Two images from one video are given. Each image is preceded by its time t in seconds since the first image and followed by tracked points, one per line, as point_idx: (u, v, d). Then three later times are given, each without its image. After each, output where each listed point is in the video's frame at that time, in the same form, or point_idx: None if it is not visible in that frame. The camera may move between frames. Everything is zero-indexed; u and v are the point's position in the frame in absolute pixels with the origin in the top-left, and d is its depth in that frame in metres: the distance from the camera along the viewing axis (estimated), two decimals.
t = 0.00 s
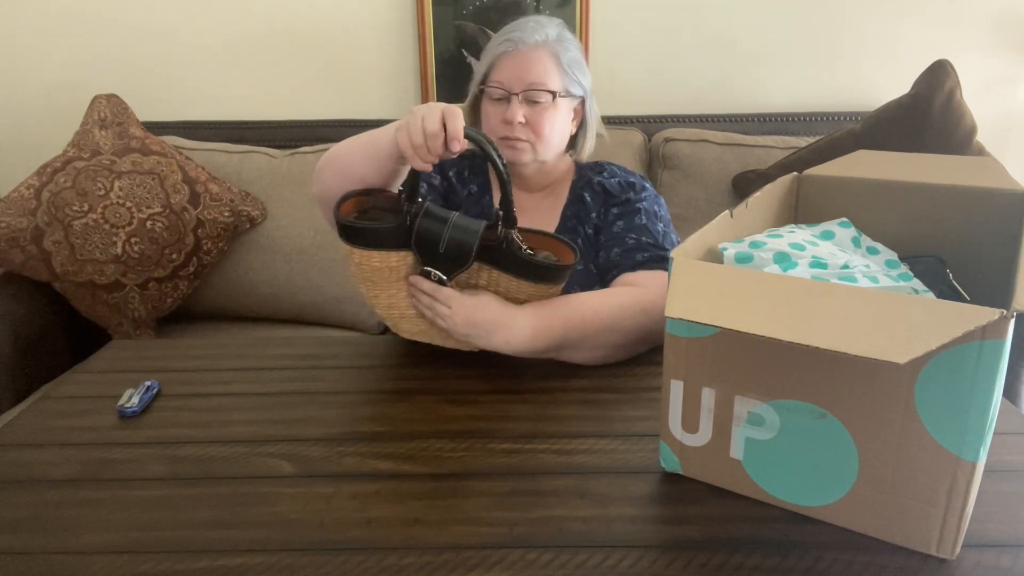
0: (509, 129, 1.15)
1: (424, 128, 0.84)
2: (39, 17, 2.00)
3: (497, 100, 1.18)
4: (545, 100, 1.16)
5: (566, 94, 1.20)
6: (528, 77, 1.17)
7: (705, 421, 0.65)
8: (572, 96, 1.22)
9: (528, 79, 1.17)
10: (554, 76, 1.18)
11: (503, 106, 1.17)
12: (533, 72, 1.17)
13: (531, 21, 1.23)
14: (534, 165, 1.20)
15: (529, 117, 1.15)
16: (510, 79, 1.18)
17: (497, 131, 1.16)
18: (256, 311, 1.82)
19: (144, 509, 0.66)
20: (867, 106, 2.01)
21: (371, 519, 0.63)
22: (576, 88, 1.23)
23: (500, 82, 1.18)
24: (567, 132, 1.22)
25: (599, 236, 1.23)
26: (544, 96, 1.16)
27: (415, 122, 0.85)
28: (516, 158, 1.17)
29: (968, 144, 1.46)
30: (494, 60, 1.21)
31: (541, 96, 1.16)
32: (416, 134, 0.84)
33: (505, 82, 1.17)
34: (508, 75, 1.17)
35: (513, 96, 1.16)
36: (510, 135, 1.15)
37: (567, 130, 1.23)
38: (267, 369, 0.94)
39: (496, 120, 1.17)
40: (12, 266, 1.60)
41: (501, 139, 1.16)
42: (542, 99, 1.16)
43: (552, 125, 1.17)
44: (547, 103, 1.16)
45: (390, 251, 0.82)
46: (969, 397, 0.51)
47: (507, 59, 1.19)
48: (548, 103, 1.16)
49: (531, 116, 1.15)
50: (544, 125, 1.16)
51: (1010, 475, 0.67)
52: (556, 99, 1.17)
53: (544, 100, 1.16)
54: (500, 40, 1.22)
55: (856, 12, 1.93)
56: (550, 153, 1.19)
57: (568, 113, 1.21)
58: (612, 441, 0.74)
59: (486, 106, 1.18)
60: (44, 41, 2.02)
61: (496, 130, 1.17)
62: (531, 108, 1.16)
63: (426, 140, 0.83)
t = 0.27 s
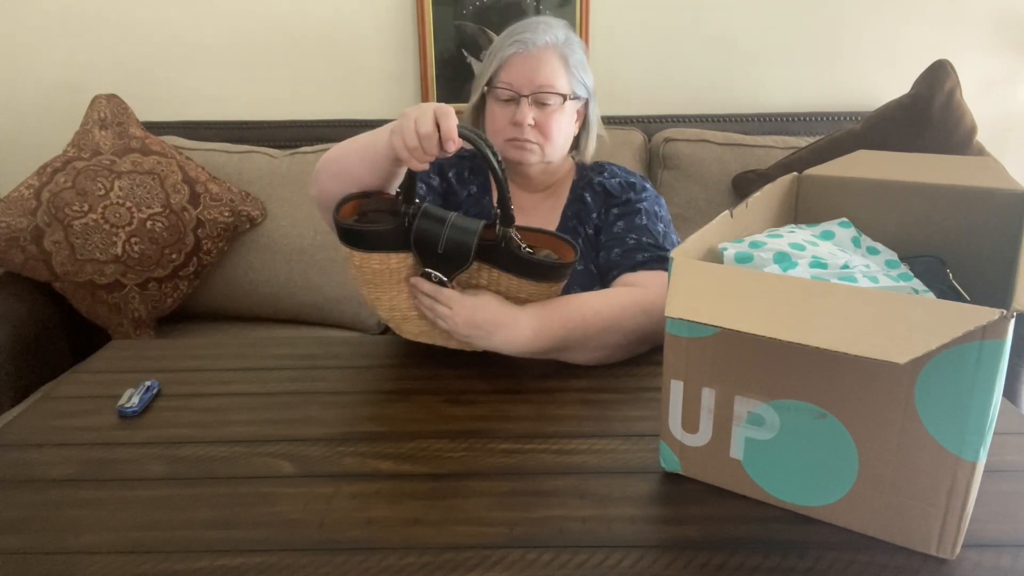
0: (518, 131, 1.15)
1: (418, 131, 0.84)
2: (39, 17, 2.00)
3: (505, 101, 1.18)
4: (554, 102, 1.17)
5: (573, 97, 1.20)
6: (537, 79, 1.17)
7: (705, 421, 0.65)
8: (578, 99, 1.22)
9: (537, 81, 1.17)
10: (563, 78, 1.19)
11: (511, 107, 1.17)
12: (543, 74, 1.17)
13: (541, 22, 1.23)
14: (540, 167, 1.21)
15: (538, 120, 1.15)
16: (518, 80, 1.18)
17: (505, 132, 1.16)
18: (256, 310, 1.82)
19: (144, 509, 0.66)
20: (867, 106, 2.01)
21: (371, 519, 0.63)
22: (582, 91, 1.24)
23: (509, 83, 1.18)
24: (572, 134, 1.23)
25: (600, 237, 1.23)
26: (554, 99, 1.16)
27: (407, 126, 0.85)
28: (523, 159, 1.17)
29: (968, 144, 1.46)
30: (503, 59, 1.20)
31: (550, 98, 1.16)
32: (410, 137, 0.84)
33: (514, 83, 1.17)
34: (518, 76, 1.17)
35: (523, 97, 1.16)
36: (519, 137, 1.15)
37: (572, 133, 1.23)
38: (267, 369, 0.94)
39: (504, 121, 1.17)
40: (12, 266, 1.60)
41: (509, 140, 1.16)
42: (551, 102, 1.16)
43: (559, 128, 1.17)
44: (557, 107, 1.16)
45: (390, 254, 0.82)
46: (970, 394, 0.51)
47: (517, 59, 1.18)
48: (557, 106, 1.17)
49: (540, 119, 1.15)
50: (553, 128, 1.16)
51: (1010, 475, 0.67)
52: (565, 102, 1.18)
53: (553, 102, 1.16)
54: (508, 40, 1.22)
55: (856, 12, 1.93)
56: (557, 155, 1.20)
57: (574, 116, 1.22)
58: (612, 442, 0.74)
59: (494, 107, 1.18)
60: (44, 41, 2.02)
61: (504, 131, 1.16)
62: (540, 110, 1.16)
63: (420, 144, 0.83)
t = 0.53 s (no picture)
0: (521, 131, 1.15)
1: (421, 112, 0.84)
2: (39, 16, 2.00)
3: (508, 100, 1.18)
4: (558, 103, 1.17)
5: (577, 98, 1.21)
6: (541, 79, 1.17)
7: (705, 421, 0.65)
8: (581, 100, 1.23)
9: (541, 81, 1.17)
10: (567, 79, 1.19)
11: (515, 106, 1.17)
12: (547, 74, 1.17)
13: (546, 22, 1.23)
14: (542, 167, 1.21)
15: (541, 120, 1.16)
16: (522, 80, 1.18)
17: (509, 132, 1.16)
18: (256, 311, 1.82)
19: (144, 509, 0.66)
20: (867, 106, 2.01)
21: (371, 519, 0.63)
22: (585, 93, 1.24)
23: (513, 83, 1.18)
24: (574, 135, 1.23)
25: (601, 237, 1.23)
26: (558, 100, 1.17)
27: (408, 109, 0.84)
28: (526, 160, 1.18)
29: (968, 144, 1.46)
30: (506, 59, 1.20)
31: (553, 99, 1.17)
32: (412, 120, 0.84)
33: (518, 83, 1.17)
34: (522, 77, 1.17)
35: (526, 98, 1.16)
36: (522, 137, 1.15)
37: (575, 133, 1.24)
38: (267, 369, 0.94)
39: (508, 121, 1.17)
40: (12, 266, 1.60)
41: (512, 140, 1.16)
42: (555, 103, 1.17)
43: (563, 129, 1.18)
44: (561, 107, 1.16)
45: (388, 257, 0.81)
46: (971, 389, 0.51)
47: (520, 59, 1.18)
48: (561, 107, 1.17)
49: (544, 120, 1.16)
50: (556, 129, 1.16)
51: (1010, 474, 0.67)
52: (568, 104, 1.18)
53: (557, 103, 1.17)
54: (512, 38, 1.21)
55: (856, 12, 1.93)
56: (559, 156, 1.20)
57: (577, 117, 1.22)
58: (612, 441, 0.74)
59: (498, 106, 1.18)
60: (44, 42, 2.02)
61: (507, 131, 1.17)
62: (544, 111, 1.16)
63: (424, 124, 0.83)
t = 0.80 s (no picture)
0: (520, 130, 1.15)
1: (387, 107, 0.85)
2: (39, 16, 2.00)
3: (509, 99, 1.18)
4: (559, 103, 1.17)
5: (578, 99, 1.21)
6: (543, 79, 1.17)
7: (705, 421, 0.65)
8: (583, 101, 1.22)
9: (543, 82, 1.17)
10: (569, 80, 1.19)
11: (515, 105, 1.17)
12: (549, 74, 1.17)
13: (549, 23, 1.23)
14: (541, 167, 1.21)
15: (541, 120, 1.16)
16: (524, 80, 1.17)
17: (508, 131, 1.16)
18: (256, 311, 1.82)
19: (145, 508, 0.66)
20: (867, 106, 2.01)
21: (371, 519, 0.63)
22: (587, 95, 1.24)
23: (515, 83, 1.18)
24: (575, 136, 1.23)
25: (603, 237, 1.23)
26: (559, 100, 1.17)
27: (373, 107, 0.86)
28: (525, 159, 1.18)
29: (968, 144, 1.46)
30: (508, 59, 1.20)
31: (554, 99, 1.17)
32: (379, 117, 0.85)
33: (519, 82, 1.17)
34: (523, 76, 1.17)
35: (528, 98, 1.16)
36: (522, 135, 1.15)
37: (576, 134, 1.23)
38: (267, 369, 0.94)
39: (508, 120, 1.17)
40: (12, 266, 1.60)
41: (511, 139, 1.16)
42: (557, 103, 1.17)
43: (564, 129, 1.18)
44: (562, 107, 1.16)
45: (383, 266, 0.77)
46: (971, 387, 0.51)
47: (523, 59, 1.18)
48: (562, 107, 1.17)
49: (545, 119, 1.16)
50: (556, 129, 1.16)
51: (1011, 474, 0.67)
52: (569, 105, 1.18)
53: (558, 104, 1.17)
54: (515, 38, 1.21)
55: (855, 12, 1.93)
56: (559, 156, 1.20)
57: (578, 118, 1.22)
58: (612, 441, 0.74)
59: (498, 105, 1.18)
60: (44, 42, 2.02)
61: (507, 130, 1.16)
62: (545, 111, 1.16)
63: (390, 116, 0.84)
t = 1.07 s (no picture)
0: (521, 130, 1.15)
1: (394, 106, 0.86)
2: (39, 16, 2.00)
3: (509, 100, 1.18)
4: (559, 104, 1.17)
5: (578, 99, 1.21)
6: (543, 80, 1.17)
7: (705, 421, 0.65)
8: (583, 102, 1.22)
9: (543, 82, 1.17)
10: (569, 81, 1.19)
11: (516, 106, 1.17)
12: (550, 75, 1.17)
13: (550, 23, 1.22)
14: (541, 168, 1.21)
15: (541, 121, 1.16)
16: (524, 80, 1.17)
17: (508, 131, 1.16)
18: (256, 311, 1.82)
19: (145, 508, 0.66)
20: (867, 106, 2.01)
21: (372, 519, 0.63)
22: (587, 96, 1.24)
23: (515, 83, 1.18)
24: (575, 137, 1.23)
25: (603, 237, 1.23)
26: (559, 100, 1.17)
27: (381, 106, 0.87)
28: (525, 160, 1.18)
29: (968, 144, 1.46)
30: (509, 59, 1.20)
31: (554, 100, 1.17)
32: (386, 116, 0.86)
33: (519, 82, 1.17)
34: (524, 76, 1.17)
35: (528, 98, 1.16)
36: (521, 136, 1.15)
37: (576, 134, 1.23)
38: (267, 369, 0.94)
39: (508, 120, 1.17)
40: (12, 266, 1.60)
41: (512, 139, 1.16)
42: (557, 103, 1.17)
43: (564, 129, 1.18)
44: (561, 108, 1.17)
45: (383, 269, 0.76)
46: (971, 387, 0.51)
47: (523, 59, 1.18)
48: (562, 108, 1.17)
49: (545, 120, 1.16)
50: (556, 130, 1.16)
51: (1011, 475, 0.67)
52: (569, 105, 1.18)
53: (558, 105, 1.17)
54: (516, 38, 1.21)
55: (856, 12, 1.93)
56: (558, 157, 1.20)
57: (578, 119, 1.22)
58: (612, 441, 0.74)
59: (499, 105, 1.18)
60: (44, 42, 2.02)
61: (507, 130, 1.17)
62: (545, 111, 1.16)
63: (398, 115, 0.85)
